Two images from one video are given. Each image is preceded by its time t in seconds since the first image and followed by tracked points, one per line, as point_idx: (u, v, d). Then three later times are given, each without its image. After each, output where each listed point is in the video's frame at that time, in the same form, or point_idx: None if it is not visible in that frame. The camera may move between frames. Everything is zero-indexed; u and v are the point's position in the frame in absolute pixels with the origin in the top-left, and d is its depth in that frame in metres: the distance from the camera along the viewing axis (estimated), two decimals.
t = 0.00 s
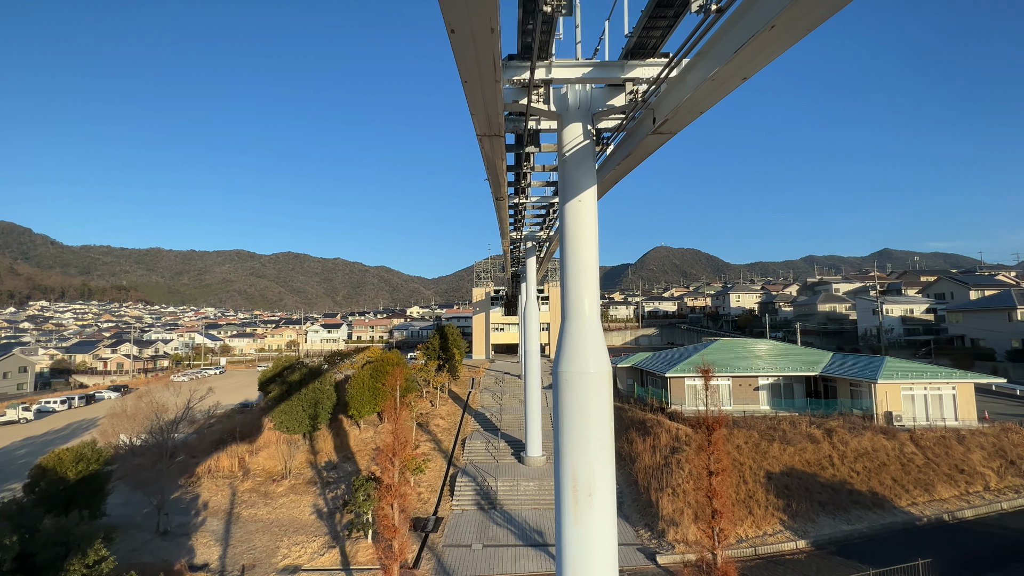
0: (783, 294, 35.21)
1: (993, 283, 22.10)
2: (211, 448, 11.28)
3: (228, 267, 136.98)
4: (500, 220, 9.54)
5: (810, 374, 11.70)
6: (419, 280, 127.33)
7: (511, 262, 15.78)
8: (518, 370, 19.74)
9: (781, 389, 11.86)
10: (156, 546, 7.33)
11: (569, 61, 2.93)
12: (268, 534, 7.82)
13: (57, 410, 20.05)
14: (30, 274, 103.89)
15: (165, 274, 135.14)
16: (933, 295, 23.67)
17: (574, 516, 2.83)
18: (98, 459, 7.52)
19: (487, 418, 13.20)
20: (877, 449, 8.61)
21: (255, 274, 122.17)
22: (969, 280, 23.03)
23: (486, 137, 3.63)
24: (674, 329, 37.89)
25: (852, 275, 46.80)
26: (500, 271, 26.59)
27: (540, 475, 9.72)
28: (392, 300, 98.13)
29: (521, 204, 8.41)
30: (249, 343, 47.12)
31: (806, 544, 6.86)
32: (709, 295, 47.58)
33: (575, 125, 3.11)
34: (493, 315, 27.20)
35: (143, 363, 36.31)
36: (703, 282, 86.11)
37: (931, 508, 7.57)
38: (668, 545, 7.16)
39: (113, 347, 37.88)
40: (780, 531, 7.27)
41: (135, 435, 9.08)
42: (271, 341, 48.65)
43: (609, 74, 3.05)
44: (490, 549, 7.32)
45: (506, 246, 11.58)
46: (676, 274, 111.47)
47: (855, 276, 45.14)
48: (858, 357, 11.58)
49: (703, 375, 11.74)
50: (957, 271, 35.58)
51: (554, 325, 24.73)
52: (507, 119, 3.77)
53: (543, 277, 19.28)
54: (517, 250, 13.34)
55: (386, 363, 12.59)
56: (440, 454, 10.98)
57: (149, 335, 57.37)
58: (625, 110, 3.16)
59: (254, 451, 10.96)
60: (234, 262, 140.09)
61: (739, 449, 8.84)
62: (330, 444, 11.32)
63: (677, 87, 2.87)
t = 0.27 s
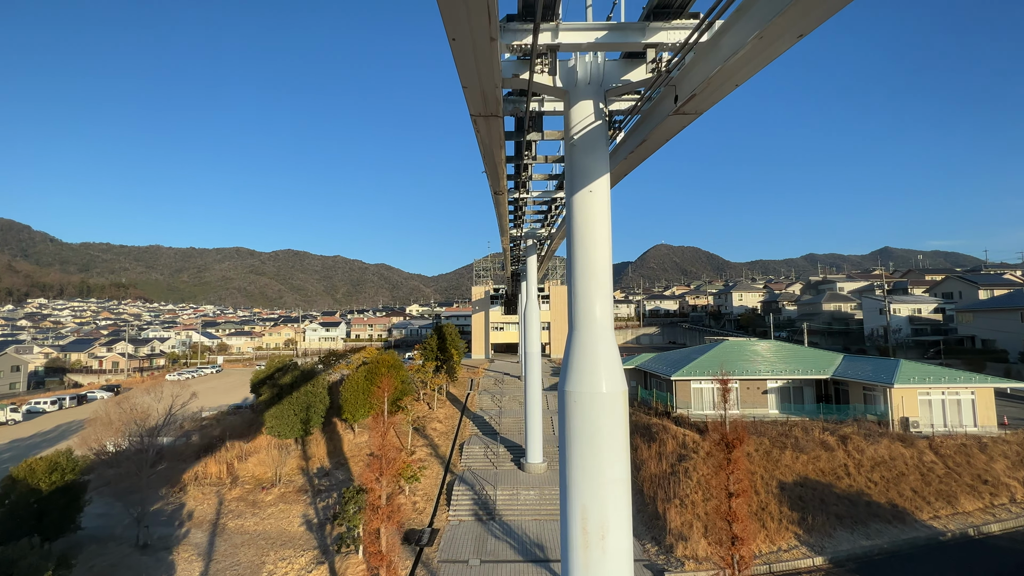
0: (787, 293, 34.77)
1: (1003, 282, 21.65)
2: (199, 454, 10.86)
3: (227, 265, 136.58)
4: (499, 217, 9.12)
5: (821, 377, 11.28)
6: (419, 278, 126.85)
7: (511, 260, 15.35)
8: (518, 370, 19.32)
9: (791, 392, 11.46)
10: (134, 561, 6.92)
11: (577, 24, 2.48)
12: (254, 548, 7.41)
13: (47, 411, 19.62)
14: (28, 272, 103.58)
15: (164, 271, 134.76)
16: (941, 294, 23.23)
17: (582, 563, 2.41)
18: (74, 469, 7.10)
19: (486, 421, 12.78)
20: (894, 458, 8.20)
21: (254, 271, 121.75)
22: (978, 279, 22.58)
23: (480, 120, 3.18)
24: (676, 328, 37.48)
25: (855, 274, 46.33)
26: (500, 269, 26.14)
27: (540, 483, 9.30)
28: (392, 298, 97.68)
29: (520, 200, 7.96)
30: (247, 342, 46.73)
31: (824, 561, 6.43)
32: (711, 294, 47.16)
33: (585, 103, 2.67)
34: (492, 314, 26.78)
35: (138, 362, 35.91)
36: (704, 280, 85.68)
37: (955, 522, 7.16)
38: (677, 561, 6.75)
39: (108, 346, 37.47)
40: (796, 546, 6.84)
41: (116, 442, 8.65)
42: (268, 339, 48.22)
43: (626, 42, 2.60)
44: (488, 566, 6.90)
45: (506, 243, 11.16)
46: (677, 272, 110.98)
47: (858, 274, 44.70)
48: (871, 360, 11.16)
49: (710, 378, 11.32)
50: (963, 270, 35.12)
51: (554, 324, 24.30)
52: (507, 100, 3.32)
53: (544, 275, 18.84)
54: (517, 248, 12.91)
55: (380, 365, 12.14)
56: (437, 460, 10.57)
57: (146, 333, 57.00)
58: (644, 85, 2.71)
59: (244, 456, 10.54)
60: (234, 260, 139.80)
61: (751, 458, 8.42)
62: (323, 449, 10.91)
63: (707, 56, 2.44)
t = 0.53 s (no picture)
0: (790, 291, 34.32)
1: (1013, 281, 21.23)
2: (186, 460, 10.45)
3: (227, 263, 136.16)
4: (498, 214, 8.70)
5: (832, 381, 10.85)
6: (419, 276, 126.46)
7: (511, 258, 14.92)
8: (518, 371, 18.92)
9: (801, 396, 11.04)
10: None
11: None
12: (238, 563, 7.00)
13: (36, 412, 19.19)
14: (27, 269, 103.21)
15: (164, 269, 134.39)
16: (949, 293, 22.80)
17: None
18: (46, 480, 6.69)
19: (485, 425, 12.37)
20: (914, 468, 7.78)
21: (254, 269, 121.36)
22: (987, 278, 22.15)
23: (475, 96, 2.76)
24: (677, 327, 37.07)
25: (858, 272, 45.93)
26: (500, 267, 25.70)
27: (541, 492, 8.88)
28: (391, 296, 97.27)
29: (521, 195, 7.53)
30: (245, 340, 46.36)
31: None
32: (713, 292, 46.73)
33: (599, 73, 2.23)
34: (492, 313, 26.37)
35: (134, 361, 35.54)
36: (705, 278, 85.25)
37: (983, 539, 6.73)
38: None
39: (104, 345, 37.09)
40: (812, 564, 6.43)
41: (95, 450, 8.22)
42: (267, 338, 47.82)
43: None
44: None
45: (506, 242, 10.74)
46: (678, 270, 110.52)
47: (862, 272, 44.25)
48: (884, 363, 10.74)
49: (717, 381, 10.92)
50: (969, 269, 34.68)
51: (555, 324, 23.90)
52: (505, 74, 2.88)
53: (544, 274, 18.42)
54: (517, 246, 12.49)
55: (376, 367, 11.70)
56: (433, 466, 10.15)
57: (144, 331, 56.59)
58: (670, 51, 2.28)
59: (232, 463, 10.12)
60: (233, 257, 139.41)
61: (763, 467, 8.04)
62: (315, 455, 10.50)
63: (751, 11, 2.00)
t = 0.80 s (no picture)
0: (794, 290, 33.90)
1: None
2: (173, 467, 10.04)
3: (227, 261, 135.93)
4: (498, 210, 8.28)
5: (846, 385, 10.42)
6: (420, 274, 126.24)
7: (511, 257, 14.50)
8: (518, 373, 18.51)
9: (812, 401, 10.64)
10: None
11: None
12: None
13: (26, 414, 18.78)
14: (26, 267, 102.91)
15: (163, 267, 134.12)
16: (958, 293, 22.39)
17: None
18: (16, 494, 6.25)
19: (484, 430, 11.97)
20: (937, 479, 7.38)
21: (253, 267, 121.01)
22: (997, 277, 21.72)
23: (467, 57, 2.32)
24: (679, 326, 36.65)
25: (862, 271, 45.51)
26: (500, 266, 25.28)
27: (543, 503, 8.47)
28: (391, 295, 97.06)
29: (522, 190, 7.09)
30: (242, 339, 45.96)
31: None
32: (715, 291, 46.29)
33: (623, 28, 1.78)
34: (492, 313, 25.96)
35: (130, 360, 35.12)
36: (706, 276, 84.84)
37: (1016, 557, 6.29)
38: None
39: (99, 344, 36.66)
40: None
41: (73, 459, 7.79)
42: (264, 337, 47.34)
43: None
44: None
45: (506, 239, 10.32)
46: (678, 269, 110.18)
47: (865, 271, 43.83)
48: (899, 366, 10.34)
49: (726, 385, 10.50)
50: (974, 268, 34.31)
51: (556, 324, 23.49)
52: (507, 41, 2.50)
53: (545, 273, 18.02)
54: (518, 244, 12.07)
55: (370, 370, 11.24)
56: (430, 474, 9.74)
57: (142, 330, 56.16)
58: None
59: (220, 470, 9.70)
60: (234, 256, 139.27)
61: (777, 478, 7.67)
62: (308, 462, 10.13)
63: None
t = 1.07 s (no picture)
0: (798, 289, 33.44)
1: None
2: (158, 475, 9.64)
3: (226, 259, 135.53)
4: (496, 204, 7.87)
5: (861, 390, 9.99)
6: (420, 273, 125.80)
7: (511, 255, 14.08)
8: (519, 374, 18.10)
9: (825, 406, 10.23)
10: None
11: None
12: None
13: (16, 417, 18.36)
14: (24, 267, 102.60)
15: (163, 266, 133.77)
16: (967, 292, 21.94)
17: None
18: None
19: (484, 434, 11.56)
20: (964, 491, 6.96)
21: (253, 266, 120.61)
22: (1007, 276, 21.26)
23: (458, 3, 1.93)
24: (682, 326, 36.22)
25: (866, 270, 45.03)
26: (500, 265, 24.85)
27: (546, 514, 8.07)
28: (391, 293, 96.65)
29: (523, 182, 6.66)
30: (240, 339, 45.57)
31: None
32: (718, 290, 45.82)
33: None
34: (492, 312, 25.52)
35: (126, 360, 34.75)
36: (708, 275, 84.37)
37: None
38: None
39: (96, 344, 36.28)
40: None
41: (48, 470, 7.38)
42: (262, 336, 46.89)
43: None
44: None
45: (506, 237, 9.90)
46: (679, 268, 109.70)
47: (869, 270, 43.37)
48: (915, 369, 9.92)
49: (734, 389, 10.10)
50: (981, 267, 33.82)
51: (556, 324, 23.05)
52: None
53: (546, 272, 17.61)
54: (518, 241, 11.64)
55: (365, 374, 10.80)
56: (427, 482, 9.33)
57: (139, 330, 55.74)
58: None
59: (208, 479, 9.30)
60: (235, 255, 138.96)
61: (791, 490, 7.33)
62: (300, 470, 9.73)
63: None
